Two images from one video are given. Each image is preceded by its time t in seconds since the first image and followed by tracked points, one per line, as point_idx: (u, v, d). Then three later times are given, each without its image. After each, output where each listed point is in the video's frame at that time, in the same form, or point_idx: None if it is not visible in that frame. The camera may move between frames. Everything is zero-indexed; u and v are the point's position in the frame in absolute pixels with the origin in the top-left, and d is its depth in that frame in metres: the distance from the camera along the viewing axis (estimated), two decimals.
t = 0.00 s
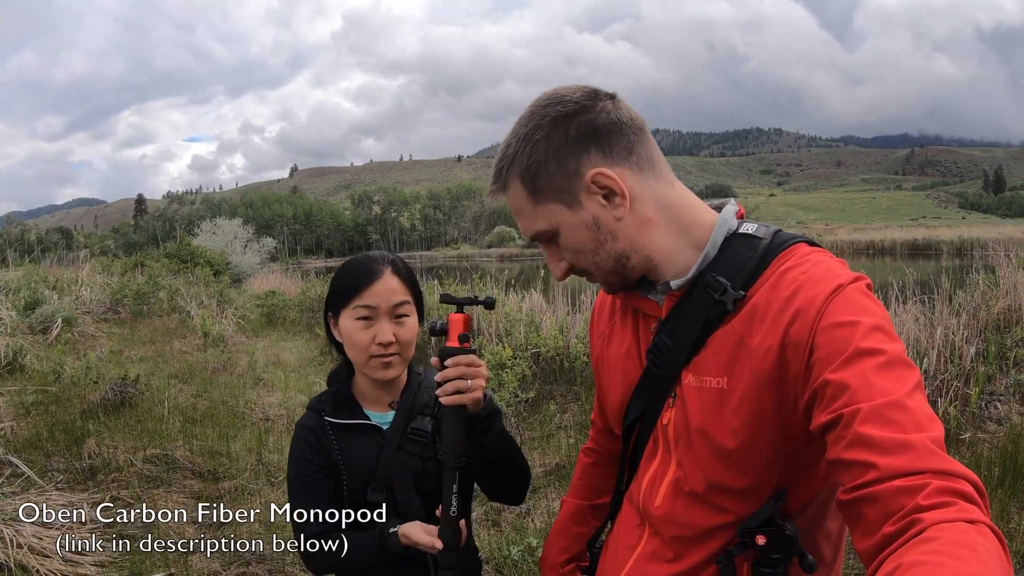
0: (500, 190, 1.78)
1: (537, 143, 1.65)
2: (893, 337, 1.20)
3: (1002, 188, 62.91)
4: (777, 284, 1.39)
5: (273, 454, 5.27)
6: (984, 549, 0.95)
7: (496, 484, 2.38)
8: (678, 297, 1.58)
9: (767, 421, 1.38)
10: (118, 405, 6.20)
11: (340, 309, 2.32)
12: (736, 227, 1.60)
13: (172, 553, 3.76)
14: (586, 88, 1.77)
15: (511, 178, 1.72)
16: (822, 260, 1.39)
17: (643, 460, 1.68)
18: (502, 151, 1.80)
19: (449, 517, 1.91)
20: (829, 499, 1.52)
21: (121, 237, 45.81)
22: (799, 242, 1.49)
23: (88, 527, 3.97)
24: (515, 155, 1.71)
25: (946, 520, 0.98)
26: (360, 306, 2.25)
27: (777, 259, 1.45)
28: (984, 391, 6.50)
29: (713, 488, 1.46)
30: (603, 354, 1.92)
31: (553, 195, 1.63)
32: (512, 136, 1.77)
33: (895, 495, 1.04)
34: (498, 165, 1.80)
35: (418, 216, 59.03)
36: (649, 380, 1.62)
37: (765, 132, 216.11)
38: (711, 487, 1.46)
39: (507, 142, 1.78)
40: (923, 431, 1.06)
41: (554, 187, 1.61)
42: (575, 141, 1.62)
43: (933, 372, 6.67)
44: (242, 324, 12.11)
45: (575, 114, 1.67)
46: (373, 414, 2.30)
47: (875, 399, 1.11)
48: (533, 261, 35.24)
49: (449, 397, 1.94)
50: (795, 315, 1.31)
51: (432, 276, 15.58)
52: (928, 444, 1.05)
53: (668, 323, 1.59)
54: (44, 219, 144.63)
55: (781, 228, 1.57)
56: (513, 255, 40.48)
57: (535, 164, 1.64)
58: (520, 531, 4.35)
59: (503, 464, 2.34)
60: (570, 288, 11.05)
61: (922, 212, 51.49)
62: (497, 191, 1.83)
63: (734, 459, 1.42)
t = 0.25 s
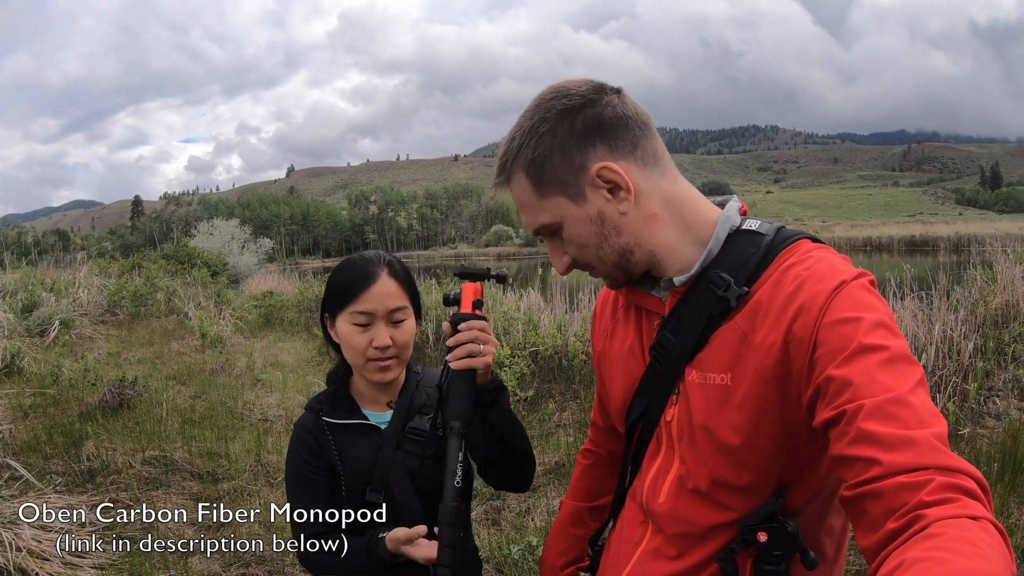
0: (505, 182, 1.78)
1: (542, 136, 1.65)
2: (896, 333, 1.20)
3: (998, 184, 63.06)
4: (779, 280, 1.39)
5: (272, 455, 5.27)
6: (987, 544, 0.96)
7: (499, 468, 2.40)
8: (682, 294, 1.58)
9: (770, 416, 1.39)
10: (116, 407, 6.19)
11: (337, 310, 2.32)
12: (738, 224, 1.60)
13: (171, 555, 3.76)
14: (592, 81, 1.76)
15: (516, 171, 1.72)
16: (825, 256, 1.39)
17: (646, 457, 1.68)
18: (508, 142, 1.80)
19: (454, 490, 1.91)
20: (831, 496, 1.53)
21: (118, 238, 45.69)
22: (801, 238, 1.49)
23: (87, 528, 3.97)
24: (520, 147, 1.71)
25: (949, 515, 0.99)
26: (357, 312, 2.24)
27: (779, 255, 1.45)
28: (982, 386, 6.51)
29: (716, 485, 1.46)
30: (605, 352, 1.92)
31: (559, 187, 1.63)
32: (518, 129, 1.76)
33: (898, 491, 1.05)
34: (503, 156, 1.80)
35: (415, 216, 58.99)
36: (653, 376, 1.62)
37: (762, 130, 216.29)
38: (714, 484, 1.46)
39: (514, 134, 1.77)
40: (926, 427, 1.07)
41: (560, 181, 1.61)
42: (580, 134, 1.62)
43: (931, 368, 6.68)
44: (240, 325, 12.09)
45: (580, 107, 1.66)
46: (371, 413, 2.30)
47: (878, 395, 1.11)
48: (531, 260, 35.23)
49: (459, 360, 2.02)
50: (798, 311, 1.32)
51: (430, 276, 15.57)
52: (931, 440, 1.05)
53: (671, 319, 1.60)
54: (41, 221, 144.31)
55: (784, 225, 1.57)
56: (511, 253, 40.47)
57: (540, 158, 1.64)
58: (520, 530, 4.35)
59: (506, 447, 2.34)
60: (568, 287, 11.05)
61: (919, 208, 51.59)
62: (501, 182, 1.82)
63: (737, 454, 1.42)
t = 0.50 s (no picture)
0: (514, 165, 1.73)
1: (561, 114, 1.64)
2: (901, 330, 1.20)
3: (996, 179, 63.13)
4: (783, 276, 1.39)
5: (272, 454, 5.26)
6: (993, 541, 0.96)
7: (512, 417, 2.43)
8: (686, 290, 1.58)
9: (775, 412, 1.38)
10: (115, 407, 6.19)
11: (338, 309, 2.31)
12: (742, 220, 1.60)
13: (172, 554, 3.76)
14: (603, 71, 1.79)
15: (529, 151, 1.68)
16: (829, 253, 1.38)
17: (649, 453, 1.68)
18: (519, 126, 1.77)
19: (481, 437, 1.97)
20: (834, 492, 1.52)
21: (115, 238, 45.59)
22: (805, 234, 1.49)
23: (86, 529, 3.97)
24: (533, 129, 1.68)
25: (956, 512, 0.98)
26: (360, 309, 2.24)
27: (783, 251, 1.45)
28: (981, 382, 6.53)
29: (719, 481, 1.46)
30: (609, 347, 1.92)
31: (577, 165, 1.59)
32: (532, 112, 1.74)
33: (905, 488, 1.04)
34: (513, 140, 1.76)
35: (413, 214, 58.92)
36: (657, 373, 1.62)
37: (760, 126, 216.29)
38: (717, 480, 1.46)
39: (526, 117, 1.75)
40: (932, 424, 1.06)
41: (580, 155, 1.58)
42: (601, 112, 1.63)
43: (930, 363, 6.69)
44: (238, 324, 12.08)
45: (598, 90, 1.68)
46: (369, 411, 2.31)
47: (883, 392, 1.11)
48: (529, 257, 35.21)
49: (460, 304, 2.04)
50: (803, 307, 1.31)
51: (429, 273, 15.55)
52: (938, 437, 1.05)
53: (675, 316, 1.60)
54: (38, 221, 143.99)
55: (788, 221, 1.56)
56: (510, 251, 40.46)
57: (560, 133, 1.62)
58: (521, 528, 4.35)
59: (516, 395, 2.39)
60: (566, 284, 11.05)
61: (917, 204, 51.65)
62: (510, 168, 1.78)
63: (741, 451, 1.42)
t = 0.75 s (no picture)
0: (526, 153, 1.62)
1: (577, 98, 1.60)
2: (902, 325, 1.19)
3: (995, 176, 63.14)
4: (784, 271, 1.38)
5: (271, 452, 5.26)
6: (993, 535, 0.96)
7: (507, 393, 2.42)
8: (687, 285, 1.59)
9: (776, 407, 1.38)
10: (114, 405, 6.18)
11: (332, 305, 2.31)
12: (743, 216, 1.60)
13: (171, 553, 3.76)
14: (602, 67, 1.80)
15: (544, 138, 1.59)
16: (831, 249, 1.37)
17: (650, 448, 1.68)
18: (525, 117, 1.69)
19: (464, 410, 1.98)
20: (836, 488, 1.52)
21: (114, 236, 45.53)
22: (806, 230, 1.48)
23: (86, 528, 3.97)
24: (546, 117, 1.61)
25: (956, 507, 0.98)
26: (352, 301, 2.24)
27: (784, 247, 1.44)
28: (980, 378, 6.54)
29: (721, 476, 1.46)
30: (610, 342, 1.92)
31: (599, 148, 1.53)
32: (539, 101, 1.68)
33: (905, 483, 1.04)
34: (521, 129, 1.67)
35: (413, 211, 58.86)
36: (657, 368, 1.63)
37: (759, 123, 216.14)
38: (718, 474, 1.46)
39: (534, 107, 1.68)
40: (933, 419, 1.06)
41: (604, 139, 1.52)
42: (617, 98, 1.61)
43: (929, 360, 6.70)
44: (237, 322, 12.07)
45: (608, 79, 1.67)
46: (366, 408, 2.31)
47: (885, 387, 1.10)
48: (528, 254, 35.20)
49: (436, 285, 2.00)
50: (804, 302, 1.31)
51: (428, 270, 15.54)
52: (938, 432, 1.04)
53: (675, 311, 1.60)
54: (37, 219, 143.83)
55: (790, 217, 1.56)
56: (509, 248, 40.46)
57: (579, 117, 1.56)
58: (520, 524, 4.36)
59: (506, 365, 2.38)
60: (566, 281, 11.04)
61: (916, 201, 51.67)
62: (517, 158, 1.67)
63: (743, 446, 1.42)
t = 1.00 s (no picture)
0: (567, 85, 1.53)
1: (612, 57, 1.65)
2: (909, 315, 1.18)
3: (996, 173, 63.06)
4: (789, 260, 1.37)
5: (272, 447, 5.26)
6: (1002, 525, 0.95)
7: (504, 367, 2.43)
8: (692, 274, 1.59)
9: (781, 396, 1.37)
10: (115, 401, 6.18)
11: (332, 297, 2.30)
12: (749, 206, 1.58)
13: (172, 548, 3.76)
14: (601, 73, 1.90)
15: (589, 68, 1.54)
16: (837, 238, 1.36)
17: (653, 439, 1.67)
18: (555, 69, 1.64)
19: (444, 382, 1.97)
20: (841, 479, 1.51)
21: (114, 232, 45.50)
22: (812, 220, 1.47)
23: (86, 524, 3.97)
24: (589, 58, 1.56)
25: (965, 496, 0.97)
26: (350, 293, 2.23)
27: (789, 238, 1.43)
28: (981, 376, 6.54)
29: (725, 465, 1.45)
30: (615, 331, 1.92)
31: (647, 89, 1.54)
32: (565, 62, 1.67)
33: (913, 473, 1.03)
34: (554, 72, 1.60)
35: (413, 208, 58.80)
36: (661, 357, 1.62)
37: (759, 120, 215.85)
38: (722, 464, 1.45)
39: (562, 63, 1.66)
40: (941, 408, 1.05)
41: (649, 80, 1.55)
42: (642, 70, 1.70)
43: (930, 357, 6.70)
44: (237, 318, 12.06)
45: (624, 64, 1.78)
46: (367, 400, 2.33)
47: (892, 376, 1.09)
48: (528, 251, 35.17)
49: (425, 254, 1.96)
50: (809, 292, 1.29)
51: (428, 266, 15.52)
52: (946, 421, 1.03)
53: (680, 300, 1.59)
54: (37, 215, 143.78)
55: (795, 207, 1.54)
56: (509, 244, 40.44)
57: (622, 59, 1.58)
58: (521, 520, 4.36)
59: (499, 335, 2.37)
60: (566, 277, 11.03)
61: (916, 198, 51.63)
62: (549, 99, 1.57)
63: (747, 435, 1.41)
